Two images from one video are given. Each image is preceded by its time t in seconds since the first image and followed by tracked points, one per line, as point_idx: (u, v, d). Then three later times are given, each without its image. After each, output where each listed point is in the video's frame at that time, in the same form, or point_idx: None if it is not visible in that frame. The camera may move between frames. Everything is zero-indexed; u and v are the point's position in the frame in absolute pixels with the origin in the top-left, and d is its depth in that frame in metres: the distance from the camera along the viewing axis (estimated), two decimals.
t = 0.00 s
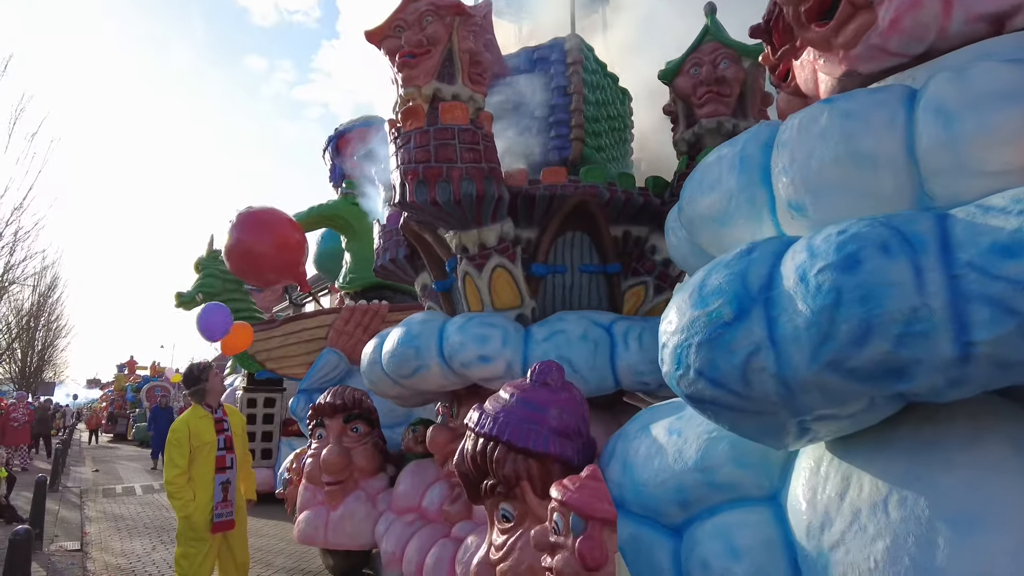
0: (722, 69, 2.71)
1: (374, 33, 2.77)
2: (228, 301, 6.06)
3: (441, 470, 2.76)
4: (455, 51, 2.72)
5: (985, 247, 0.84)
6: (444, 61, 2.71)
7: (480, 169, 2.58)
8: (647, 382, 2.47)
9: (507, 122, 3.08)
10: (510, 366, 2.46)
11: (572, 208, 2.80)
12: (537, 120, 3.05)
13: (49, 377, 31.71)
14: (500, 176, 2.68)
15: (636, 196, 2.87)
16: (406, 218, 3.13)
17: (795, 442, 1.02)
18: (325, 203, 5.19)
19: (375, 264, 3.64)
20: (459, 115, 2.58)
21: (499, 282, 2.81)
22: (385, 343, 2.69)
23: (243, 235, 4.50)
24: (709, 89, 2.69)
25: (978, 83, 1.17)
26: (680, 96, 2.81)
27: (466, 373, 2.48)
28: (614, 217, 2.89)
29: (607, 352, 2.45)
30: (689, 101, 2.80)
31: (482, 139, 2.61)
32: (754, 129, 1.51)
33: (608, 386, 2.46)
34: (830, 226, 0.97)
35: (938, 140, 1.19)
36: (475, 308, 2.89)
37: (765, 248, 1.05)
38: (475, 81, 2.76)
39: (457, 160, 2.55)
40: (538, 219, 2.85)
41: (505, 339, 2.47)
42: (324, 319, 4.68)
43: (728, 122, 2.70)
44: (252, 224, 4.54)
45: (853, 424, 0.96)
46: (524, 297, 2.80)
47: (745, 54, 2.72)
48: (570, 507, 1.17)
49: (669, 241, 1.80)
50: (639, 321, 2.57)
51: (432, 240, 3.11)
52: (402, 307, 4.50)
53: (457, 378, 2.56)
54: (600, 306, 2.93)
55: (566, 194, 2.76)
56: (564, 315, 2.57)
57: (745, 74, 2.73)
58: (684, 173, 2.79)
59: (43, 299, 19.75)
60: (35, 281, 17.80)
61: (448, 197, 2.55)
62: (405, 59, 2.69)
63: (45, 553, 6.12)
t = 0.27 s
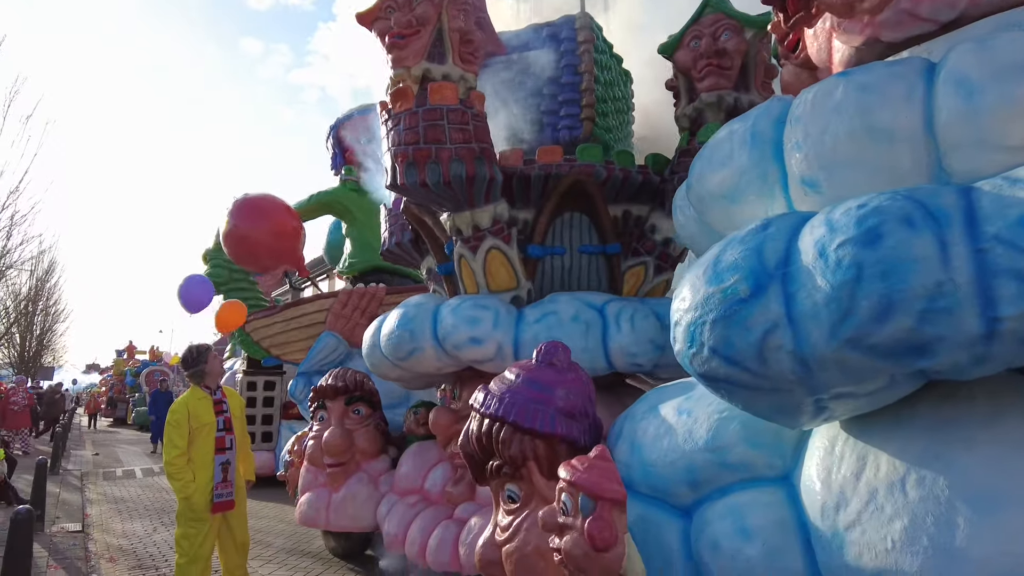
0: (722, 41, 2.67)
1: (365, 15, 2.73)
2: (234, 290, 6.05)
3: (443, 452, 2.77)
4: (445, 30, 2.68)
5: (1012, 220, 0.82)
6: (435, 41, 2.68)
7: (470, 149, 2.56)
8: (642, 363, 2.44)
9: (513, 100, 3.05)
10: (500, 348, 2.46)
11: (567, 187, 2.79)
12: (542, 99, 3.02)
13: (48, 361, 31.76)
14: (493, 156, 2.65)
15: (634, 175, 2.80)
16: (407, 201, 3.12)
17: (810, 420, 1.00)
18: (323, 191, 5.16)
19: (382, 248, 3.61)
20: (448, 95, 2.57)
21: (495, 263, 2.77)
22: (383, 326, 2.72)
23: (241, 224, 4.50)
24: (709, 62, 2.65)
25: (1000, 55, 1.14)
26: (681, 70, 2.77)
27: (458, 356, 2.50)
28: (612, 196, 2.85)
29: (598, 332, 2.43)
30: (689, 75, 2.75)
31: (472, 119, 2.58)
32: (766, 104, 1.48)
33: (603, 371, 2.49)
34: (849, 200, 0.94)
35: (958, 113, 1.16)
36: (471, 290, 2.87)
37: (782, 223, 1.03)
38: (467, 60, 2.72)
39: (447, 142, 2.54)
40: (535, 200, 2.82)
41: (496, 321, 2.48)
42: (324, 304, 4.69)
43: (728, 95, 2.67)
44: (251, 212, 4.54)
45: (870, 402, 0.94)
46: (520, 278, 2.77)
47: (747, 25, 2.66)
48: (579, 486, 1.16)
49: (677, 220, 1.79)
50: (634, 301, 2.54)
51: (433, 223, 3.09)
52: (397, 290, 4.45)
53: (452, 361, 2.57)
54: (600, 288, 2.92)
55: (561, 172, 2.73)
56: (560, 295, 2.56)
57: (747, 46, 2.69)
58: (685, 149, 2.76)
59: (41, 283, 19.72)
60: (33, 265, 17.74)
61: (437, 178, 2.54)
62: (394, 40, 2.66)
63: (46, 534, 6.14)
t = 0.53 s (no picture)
0: (723, 9, 2.60)
1: None
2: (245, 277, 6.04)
3: (447, 431, 2.77)
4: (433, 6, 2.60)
5: None
6: (424, 19, 2.60)
7: (460, 127, 2.53)
8: (634, 342, 2.42)
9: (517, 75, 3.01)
10: (491, 327, 2.47)
11: (563, 164, 2.77)
12: (546, 74, 2.98)
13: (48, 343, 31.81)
14: (485, 133, 2.62)
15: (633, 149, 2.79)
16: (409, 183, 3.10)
17: (827, 396, 0.98)
18: (324, 174, 5.18)
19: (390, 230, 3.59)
20: (438, 73, 2.53)
21: (489, 243, 2.71)
22: (382, 307, 2.75)
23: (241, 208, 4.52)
24: (709, 32, 2.59)
25: None
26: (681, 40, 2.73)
27: (452, 335, 2.51)
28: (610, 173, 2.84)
29: (590, 310, 2.41)
30: (689, 45, 2.71)
31: (461, 97, 2.55)
32: (780, 76, 1.44)
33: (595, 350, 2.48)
34: (871, 170, 0.91)
35: (982, 82, 1.12)
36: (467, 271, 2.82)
37: (801, 194, 1.00)
38: (458, 37, 2.64)
39: (436, 120, 2.52)
40: (531, 179, 2.84)
41: (487, 300, 2.48)
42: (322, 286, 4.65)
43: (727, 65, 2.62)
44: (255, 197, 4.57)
45: (890, 377, 0.92)
46: (516, 258, 2.72)
47: None
48: (589, 464, 1.14)
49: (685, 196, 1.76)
50: (629, 279, 2.52)
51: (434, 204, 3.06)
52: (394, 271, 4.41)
53: (448, 341, 2.58)
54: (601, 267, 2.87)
55: (558, 147, 2.74)
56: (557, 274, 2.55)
57: (748, 14, 2.63)
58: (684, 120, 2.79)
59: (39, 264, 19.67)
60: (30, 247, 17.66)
61: (426, 157, 2.51)
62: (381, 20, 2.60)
63: (49, 513, 6.17)
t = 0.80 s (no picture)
0: None
1: None
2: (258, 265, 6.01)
3: (451, 411, 2.77)
4: None
5: None
6: None
7: (453, 106, 2.52)
8: (627, 321, 2.44)
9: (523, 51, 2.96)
10: (485, 307, 2.46)
11: (561, 142, 2.74)
12: (557, 50, 2.94)
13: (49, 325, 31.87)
14: (479, 111, 2.59)
15: (631, 125, 2.77)
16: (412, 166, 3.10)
17: (848, 374, 0.96)
18: (327, 160, 5.11)
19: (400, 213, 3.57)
20: (430, 51, 2.50)
21: (487, 223, 2.71)
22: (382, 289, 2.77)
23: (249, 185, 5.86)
24: (708, 2, 2.53)
25: None
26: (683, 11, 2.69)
27: (448, 315, 2.51)
28: (610, 148, 2.81)
29: (583, 289, 2.41)
30: (692, 17, 2.69)
31: (454, 75, 2.53)
32: (798, 49, 1.40)
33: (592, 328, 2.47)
34: (900, 141, 0.88)
35: (1011, 53, 1.08)
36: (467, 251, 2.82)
37: (825, 167, 0.97)
38: (451, 14, 2.60)
39: (428, 99, 2.50)
40: (529, 155, 2.79)
41: (481, 280, 2.47)
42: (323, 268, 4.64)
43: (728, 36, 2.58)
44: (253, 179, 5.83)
45: (914, 354, 0.90)
46: (514, 239, 2.70)
47: None
48: (602, 443, 1.13)
49: (697, 172, 1.74)
50: (625, 258, 2.52)
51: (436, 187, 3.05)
52: (392, 251, 4.35)
53: (446, 321, 2.58)
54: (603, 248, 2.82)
55: (554, 125, 2.73)
56: (555, 253, 2.54)
57: None
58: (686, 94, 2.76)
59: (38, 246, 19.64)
60: (29, 229, 17.59)
61: (418, 137, 2.51)
62: None
63: (54, 492, 6.21)
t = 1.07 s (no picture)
0: None
1: None
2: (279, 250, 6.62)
3: (455, 394, 2.76)
4: None
5: None
6: None
7: (445, 87, 2.47)
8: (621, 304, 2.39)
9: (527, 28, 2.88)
10: (479, 289, 2.46)
11: (557, 121, 2.74)
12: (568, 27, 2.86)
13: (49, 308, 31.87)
14: (473, 91, 2.55)
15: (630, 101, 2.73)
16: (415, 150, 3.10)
17: (867, 355, 0.94)
18: (336, 147, 5.02)
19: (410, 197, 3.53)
20: (421, 32, 2.45)
21: (484, 205, 2.71)
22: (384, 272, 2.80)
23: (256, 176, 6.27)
24: None
25: None
26: None
27: (444, 297, 2.52)
28: (610, 128, 2.80)
29: (576, 271, 2.37)
30: None
31: (445, 55, 2.47)
32: (815, 23, 1.37)
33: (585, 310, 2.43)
34: (927, 115, 0.85)
35: None
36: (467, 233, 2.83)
37: (846, 142, 0.94)
38: None
39: (418, 81, 2.45)
40: (528, 137, 2.79)
41: (474, 263, 2.47)
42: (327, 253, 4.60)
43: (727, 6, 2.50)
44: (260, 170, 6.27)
45: (937, 335, 0.87)
46: (511, 221, 2.70)
47: None
48: (613, 426, 1.11)
49: (707, 150, 1.71)
50: (621, 240, 2.48)
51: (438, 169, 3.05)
52: (392, 233, 4.31)
53: (444, 303, 2.60)
54: (604, 228, 2.82)
55: (549, 104, 2.72)
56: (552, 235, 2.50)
57: None
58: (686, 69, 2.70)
59: (36, 229, 19.57)
60: (27, 211, 17.49)
61: (409, 119, 2.46)
62: None
63: (57, 474, 6.24)
